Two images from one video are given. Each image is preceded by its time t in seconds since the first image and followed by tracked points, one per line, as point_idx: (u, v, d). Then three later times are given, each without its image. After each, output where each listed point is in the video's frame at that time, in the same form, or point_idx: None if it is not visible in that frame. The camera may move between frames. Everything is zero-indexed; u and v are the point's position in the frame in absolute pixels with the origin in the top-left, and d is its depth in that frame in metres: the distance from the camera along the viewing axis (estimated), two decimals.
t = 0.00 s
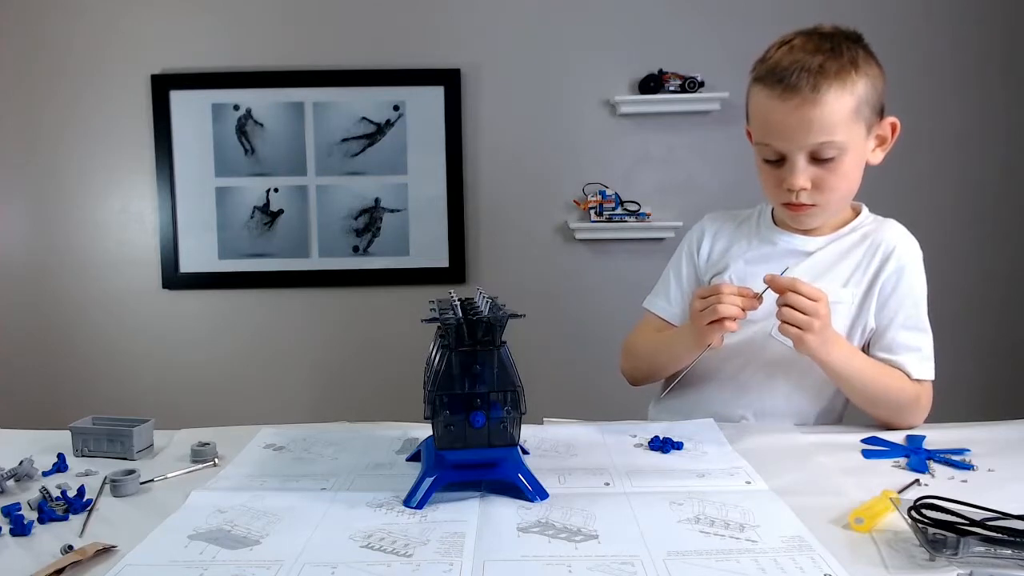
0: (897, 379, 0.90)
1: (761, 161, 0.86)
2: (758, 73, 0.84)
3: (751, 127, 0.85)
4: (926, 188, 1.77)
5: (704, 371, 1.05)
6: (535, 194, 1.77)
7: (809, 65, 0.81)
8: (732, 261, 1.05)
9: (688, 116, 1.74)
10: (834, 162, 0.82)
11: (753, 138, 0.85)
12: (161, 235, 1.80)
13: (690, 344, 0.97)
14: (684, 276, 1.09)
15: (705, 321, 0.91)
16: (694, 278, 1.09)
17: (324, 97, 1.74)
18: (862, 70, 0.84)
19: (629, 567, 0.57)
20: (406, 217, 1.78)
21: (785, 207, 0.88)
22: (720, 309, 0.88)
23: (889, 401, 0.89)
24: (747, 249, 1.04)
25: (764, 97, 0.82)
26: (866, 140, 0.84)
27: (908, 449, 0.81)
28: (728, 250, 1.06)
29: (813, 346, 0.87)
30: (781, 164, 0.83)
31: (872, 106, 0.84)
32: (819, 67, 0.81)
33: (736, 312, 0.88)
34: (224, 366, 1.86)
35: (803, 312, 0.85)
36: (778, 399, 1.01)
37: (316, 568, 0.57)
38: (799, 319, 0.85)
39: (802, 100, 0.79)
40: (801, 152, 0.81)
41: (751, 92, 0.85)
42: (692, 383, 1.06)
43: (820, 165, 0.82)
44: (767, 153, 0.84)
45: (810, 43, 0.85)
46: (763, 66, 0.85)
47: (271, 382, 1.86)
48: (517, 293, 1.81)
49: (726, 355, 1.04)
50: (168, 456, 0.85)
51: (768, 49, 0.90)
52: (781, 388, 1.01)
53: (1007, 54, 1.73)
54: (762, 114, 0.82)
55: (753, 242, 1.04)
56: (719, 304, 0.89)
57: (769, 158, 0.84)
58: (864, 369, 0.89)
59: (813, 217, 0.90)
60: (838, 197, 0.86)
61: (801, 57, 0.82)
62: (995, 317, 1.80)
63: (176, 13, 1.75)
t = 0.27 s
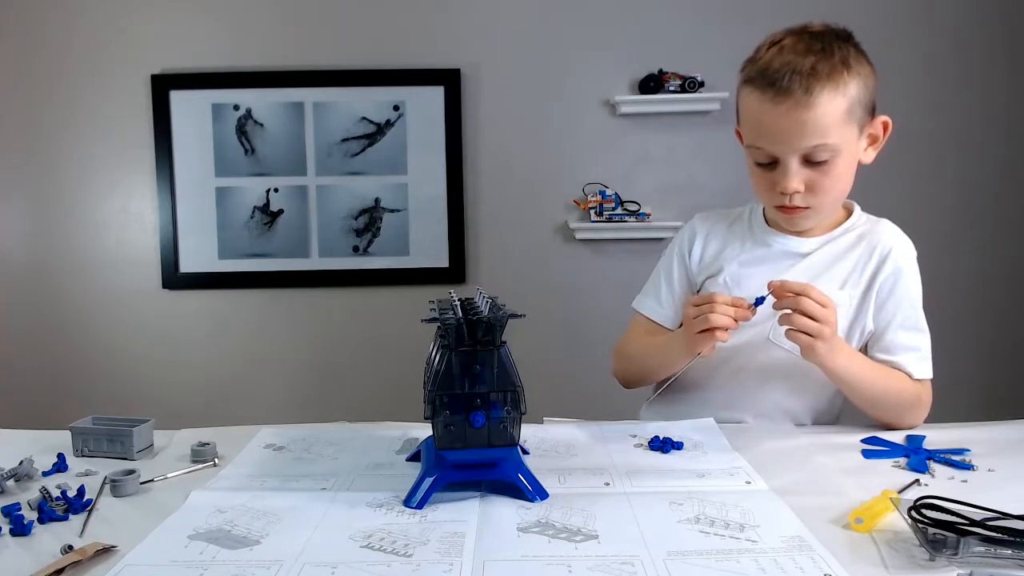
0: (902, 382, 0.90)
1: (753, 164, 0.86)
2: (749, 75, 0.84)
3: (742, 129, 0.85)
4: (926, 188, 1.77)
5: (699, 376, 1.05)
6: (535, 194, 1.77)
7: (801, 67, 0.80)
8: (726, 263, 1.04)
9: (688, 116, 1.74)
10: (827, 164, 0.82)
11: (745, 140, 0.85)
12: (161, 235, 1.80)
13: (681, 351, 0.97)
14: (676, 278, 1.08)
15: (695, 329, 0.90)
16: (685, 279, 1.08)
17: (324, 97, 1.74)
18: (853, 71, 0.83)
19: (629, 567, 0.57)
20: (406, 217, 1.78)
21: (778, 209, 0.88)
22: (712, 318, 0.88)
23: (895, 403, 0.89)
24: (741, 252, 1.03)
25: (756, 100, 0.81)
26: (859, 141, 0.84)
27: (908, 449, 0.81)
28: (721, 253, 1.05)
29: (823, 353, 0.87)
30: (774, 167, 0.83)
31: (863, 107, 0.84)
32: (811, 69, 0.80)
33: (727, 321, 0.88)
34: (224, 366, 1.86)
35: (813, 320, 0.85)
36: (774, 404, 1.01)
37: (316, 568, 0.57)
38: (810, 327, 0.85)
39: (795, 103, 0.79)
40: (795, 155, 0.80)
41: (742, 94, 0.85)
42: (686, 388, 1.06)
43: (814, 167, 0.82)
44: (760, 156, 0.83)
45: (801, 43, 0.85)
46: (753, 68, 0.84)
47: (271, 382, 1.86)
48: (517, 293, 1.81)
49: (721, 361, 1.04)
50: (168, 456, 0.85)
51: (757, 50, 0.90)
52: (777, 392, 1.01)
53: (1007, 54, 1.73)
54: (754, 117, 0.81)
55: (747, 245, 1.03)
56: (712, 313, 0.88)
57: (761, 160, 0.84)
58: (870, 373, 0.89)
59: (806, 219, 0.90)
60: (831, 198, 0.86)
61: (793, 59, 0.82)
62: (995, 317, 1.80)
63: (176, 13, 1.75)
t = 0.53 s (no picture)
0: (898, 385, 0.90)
1: (724, 169, 0.85)
2: (712, 80, 0.82)
3: (709, 136, 0.83)
4: (926, 188, 1.77)
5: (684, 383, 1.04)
6: (534, 194, 1.77)
7: (763, 70, 0.79)
8: (707, 266, 1.01)
9: (688, 116, 1.74)
10: (798, 165, 0.81)
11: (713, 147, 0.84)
12: (161, 235, 1.80)
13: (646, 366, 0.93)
14: (652, 282, 1.05)
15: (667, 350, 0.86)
16: (662, 283, 1.05)
17: (324, 97, 1.74)
18: (817, 67, 0.82)
19: (629, 567, 0.57)
20: (406, 217, 1.78)
21: (752, 212, 0.87)
22: (689, 347, 0.84)
23: (896, 405, 0.89)
24: (721, 255, 1.01)
25: (721, 107, 0.80)
26: (828, 138, 0.83)
27: (908, 450, 0.81)
28: (701, 256, 1.02)
29: (819, 384, 0.83)
30: (745, 172, 0.82)
31: (831, 103, 0.83)
32: (773, 72, 0.79)
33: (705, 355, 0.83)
34: (224, 366, 1.86)
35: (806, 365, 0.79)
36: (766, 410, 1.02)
37: (316, 568, 0.57)
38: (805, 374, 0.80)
39: (760, 108, 0.77)
40: (764, 160, 0.79)
41: (706, 100, 0.83)
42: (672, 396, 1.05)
43: (785, 170, 0.81)
44: (730, 163, 0.82)
45: (761, 42, 0.83)
46: (716, 72, 0.83)
47: (271, 382, 1.86)
48: (517, 293, 1.81)
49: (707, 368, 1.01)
50: (168, 456, 0.85)
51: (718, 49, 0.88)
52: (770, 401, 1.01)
53: (1007, 54, 1.73)
54: (721, 124, 0.80)
55: (728, 247, 1.00)
56: (690, 342, 0.84)
57: (732, 167, 0.82)
58: (866, 388, 0.87)
59: (782, 218, 0.89)
60: (805, 197, 0.85)
61: (754, 61, 0.80)
62: (995, 317, 1.80)
63: (176, 13, 1.75)
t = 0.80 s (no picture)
0: (877, 388, 0.89)
1: (685, 172, 0.83)
2: (663, 84, 0.81)
3: (666, 141, 0.82)
4: (926, 188, 1.77)
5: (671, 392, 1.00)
6: (534, 195, 1.77)
7: (713, 71, 0.77)
8: (686, 270, 0.97)
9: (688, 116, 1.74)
10: (759, 161, 0.80)
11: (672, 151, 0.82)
12: (161, 235, 1.80)
13: (614, 395, 0.85)
14: (627, 288, 0.99)
15: (640, 410, 0.80)
16: (638, 289, 0.99)
17: (323, 97, 1.74)
18: (766, 61, 0.81)
19: (629, 567, 0.57)
20: (406, 217, 1.78)
21: (719, 211, 0.85)
22: (665, 422, 0.77)
23: (877, 408, 0.87)
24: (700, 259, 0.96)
25: (676, 111, 0.78)
26: (785, 132, 0.82)
27: (908, 450, 0.81)
28: (679, 260, 0.97)
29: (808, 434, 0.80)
30: (707, 173, 0.80)
31: (784, 95, 0.82)
32: (724, 71, 0.77)
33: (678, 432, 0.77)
34: (224, 366, 1.86)
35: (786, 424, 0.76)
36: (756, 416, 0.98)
37: (316, 568, 0.57)
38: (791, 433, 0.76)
39: (715, 109, 0.76)
40: (726, 161, 0.78)
41: (659, 105, 0.82)
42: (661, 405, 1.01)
43: (747, 167, 0.80)
44: (691, 165, 0.80)
45: (708, 42, 0.82)
46: (665, 76, 0.81)
47: (271, 382, 1.86)
48: (517, 293, 1.80)
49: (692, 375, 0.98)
50: (168, 456, 0.85)
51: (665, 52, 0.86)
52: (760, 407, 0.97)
53: (1006, 54, 1.73)
54: (678, 129, 0.78)
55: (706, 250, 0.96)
56: (667, 418, 0.78)
57: (693, 169, 0.81)
58: (849, 408, 0.84)
59: (749, 215, 0.88)
60: (770, 191, 0.84)
61: (703, 63, 0.79)
62: (995, 317, 1.80)
63: (177, 13, 1.75)
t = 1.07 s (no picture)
0: (858, 389, 0.90)
1: (670, 176, 0.83)
2: (649, 89, 0.80)
3: (652, 144, 0.82)
4: (926, 188, 1.77)
5: (668, 396, 0.99)
6: (534, 195, 1.77)
7: (700, 75, 0.77)
8: (674, 276, 0.97)
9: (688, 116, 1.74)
10: (745, 166, 0.80)
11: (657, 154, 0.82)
12: (161, 235, 1.80)
13: (603, 415, 0.85)
14: (615, 296, 0.99)
15: (628, 435, 0.78)
16: (627, 297, 1.00)
17: (323, 97, 1.74)
18: (753, 66, 0.81)
19: (629, 567, 0.57)
20: (406, 217, 1.78)
21: (704, 214, 0.85)
22: (652, 449, 0.76)
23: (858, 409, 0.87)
24: (687, 266, 0.97)
25: (663, 116, 0.78)
26: (771, 136, 0.82)
27: (908, 449, 0.81)
28: (666, 267, 0.98)
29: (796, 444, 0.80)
30: (693, 178, 0.80)
31: (770, 99, 0.82)
32: (711, 75, 0.77)
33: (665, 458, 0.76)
34: (224, 366, 1.86)
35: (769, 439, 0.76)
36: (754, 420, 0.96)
37: (316, 568, 0.57)
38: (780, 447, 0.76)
39: (701, 114, 0.76)
40: (712, 165, 0.78)
41: (645, 108, 0.81)
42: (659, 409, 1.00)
43: (733, 172, 0.80)
44: (677, 170, 0.80)
45: (695, 45, 0.81)
46: (651, 80, 0.81)
47: (272, 382, 1.86)
48: (517, 293, 1.80)
49: (687, 379, 0.98)
50: (168, 456, 0.85)
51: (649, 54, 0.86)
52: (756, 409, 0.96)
53: (1006, 54, 1.73)
54: (664, 134, 0.78)
55: (691, 256, 0.97)
56: (656, 444, 0.76)
57: (678, 173, 0.81)
58: (833, 419, 0.84)
59: (734, 218, 0.88)
60: (755, 196, 0.84)
61: (690, 67, 0.78)
62: (995, 317, 1.80)
63: (177, 13, 1.75)
